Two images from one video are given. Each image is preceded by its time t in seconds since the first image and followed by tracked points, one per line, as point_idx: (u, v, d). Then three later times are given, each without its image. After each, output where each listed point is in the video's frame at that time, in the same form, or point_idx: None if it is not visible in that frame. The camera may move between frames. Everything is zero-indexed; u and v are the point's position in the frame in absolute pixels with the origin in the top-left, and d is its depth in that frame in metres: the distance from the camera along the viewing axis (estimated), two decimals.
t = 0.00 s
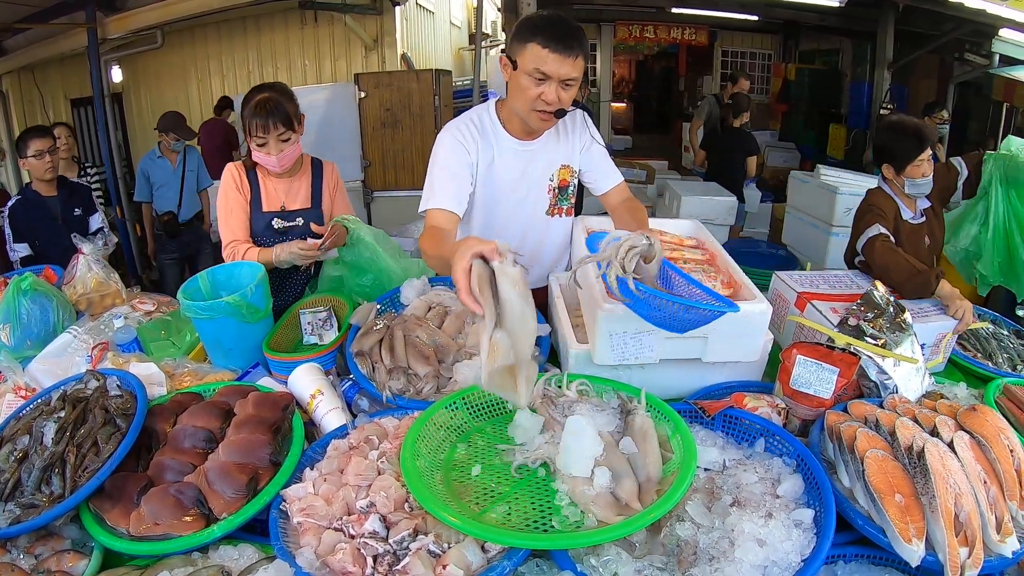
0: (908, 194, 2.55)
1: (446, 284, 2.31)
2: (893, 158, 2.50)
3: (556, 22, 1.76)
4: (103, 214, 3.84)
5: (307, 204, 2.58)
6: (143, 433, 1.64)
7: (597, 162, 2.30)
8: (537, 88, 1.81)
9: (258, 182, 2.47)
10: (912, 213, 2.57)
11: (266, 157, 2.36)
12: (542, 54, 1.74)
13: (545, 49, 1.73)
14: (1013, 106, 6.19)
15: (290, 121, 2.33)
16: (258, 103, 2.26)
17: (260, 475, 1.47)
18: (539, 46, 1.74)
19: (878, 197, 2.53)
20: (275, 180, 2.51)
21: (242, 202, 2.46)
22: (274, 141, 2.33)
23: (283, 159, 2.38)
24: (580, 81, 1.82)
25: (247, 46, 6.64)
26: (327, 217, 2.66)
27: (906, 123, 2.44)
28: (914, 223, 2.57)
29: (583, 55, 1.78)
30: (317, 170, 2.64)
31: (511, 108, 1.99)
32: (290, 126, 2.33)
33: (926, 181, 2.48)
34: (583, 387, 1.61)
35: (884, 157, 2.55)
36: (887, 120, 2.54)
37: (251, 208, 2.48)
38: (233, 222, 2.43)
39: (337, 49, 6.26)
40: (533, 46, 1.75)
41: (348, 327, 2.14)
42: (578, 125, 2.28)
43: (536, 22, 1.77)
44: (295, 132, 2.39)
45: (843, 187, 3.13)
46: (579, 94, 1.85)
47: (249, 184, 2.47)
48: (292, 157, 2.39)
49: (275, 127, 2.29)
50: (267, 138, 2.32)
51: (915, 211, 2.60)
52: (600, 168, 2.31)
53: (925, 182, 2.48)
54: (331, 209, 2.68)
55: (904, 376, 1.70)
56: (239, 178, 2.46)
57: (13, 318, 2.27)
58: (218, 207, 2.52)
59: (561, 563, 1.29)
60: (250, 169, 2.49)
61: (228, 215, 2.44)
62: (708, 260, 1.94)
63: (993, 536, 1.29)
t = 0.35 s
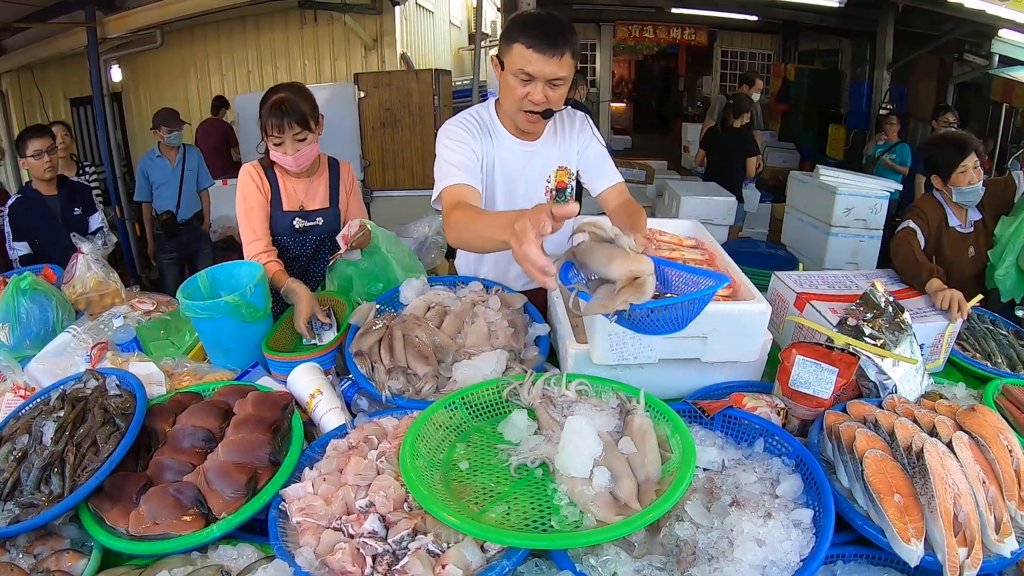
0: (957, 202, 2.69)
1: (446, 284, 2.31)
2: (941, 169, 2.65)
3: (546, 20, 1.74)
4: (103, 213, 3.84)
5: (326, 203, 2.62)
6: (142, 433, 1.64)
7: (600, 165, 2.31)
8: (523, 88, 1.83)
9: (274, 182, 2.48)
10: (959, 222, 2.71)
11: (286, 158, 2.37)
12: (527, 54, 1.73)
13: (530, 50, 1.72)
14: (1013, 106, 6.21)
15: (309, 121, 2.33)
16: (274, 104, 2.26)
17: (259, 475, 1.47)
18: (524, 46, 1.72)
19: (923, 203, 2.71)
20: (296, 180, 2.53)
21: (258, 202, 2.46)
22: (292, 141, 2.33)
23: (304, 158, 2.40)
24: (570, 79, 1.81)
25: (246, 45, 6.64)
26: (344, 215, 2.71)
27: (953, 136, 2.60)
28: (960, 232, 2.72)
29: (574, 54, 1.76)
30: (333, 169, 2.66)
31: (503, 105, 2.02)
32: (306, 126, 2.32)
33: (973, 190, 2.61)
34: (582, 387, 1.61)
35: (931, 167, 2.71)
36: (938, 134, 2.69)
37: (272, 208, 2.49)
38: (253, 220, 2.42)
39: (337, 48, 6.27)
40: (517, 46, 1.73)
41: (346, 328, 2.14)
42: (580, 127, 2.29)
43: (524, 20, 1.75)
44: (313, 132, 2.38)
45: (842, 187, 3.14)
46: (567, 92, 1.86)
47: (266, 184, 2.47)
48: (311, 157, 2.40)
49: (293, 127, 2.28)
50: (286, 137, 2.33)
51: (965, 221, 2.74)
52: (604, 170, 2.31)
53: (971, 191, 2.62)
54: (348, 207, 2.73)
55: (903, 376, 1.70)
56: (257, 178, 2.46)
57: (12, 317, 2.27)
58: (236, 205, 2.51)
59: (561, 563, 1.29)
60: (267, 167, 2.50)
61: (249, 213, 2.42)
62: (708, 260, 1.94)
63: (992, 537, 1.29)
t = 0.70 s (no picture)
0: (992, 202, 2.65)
1: (445, 284, 2.31)
2: (976, 166, 2.65)
3: (583, 40, 1.69)
4: (102, 212, 3.83)
5: (326, 204, 2.60)
6: (140, 432, 1.64)
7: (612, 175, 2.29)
8: (562, 110, 1.74)
9: (272, 182, 2.52)
10: (990, 223, 2.67)
11: (282, 159, 2.37)
12: (570, 77, 1.68)
13: (571, 72, 1.67)
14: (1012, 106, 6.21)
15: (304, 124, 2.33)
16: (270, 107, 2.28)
17: (258, 475, 1.47)
18: (565, 66, 1.67)
19: (956, 200, 2.68)
20: (295, 182, 2.54)
21: (256, 202, 2.51)
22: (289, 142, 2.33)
23: (301, 159, 2.40)
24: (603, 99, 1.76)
25: (246, 45, 6.64)
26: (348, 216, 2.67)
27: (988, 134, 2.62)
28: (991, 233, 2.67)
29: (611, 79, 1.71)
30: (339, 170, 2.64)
31: (526, 122, 1.94)
32: (302, 128, 2.32)
33: (1007, 187, 2.57)
34: (581, 387, 1.61)
35: (966, 166, 2.71)
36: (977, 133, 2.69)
37: (268, 209, 2.53)
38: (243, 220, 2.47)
39: (337, 48, 6.27)
40: (558, 67, 1.68)
41: (344, 328, 2.14)
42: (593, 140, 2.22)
43: (562, 40, 1.69)
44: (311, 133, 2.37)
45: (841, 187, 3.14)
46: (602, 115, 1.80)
47: (265, 184, 2.52)
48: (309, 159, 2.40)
49: (289, 129, 2.29)
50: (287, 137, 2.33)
51: (997, 224, 2.68)
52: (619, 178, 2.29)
53: (1006, 189, 2.57)
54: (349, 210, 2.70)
55: (902, 377, 1.70)
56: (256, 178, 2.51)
57: (12, 317, 2.27)
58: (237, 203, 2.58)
59: (560, 563, 1.29)
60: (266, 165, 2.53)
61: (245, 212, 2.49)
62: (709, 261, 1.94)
63: (992, 538, 1.29)
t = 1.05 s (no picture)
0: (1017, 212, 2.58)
1: (445, 284, 2.31)
2: (1005, 170, 2.57)
3: (614, 44, 1.71)
4: (101, 212, 3.82)
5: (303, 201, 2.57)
6: (140, 432, 1.63)
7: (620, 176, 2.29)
8: (591, 111, 1.73)
9: (257, 177, 2.59)
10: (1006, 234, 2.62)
11: (258, 153, 2.40)
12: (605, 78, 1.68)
13: (609, 74, 1.68)
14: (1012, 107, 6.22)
15: (276, 120, 2.33)
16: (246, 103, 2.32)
17: (258, 475, 1.47)
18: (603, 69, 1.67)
19: (973, 203, 2.66)
20: (275, 178, 2.57)
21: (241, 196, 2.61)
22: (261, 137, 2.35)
23: (274, 154, 2.41)
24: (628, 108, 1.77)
25: (246, 45, 6.64)
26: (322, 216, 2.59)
27: (1008, 136, 2.51)
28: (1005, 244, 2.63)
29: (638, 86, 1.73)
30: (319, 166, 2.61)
31: (548, 123, 1.91)
32: (273, 124, 2.33)
33: None
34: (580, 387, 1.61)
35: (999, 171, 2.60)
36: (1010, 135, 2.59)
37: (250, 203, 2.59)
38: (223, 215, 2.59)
39: (337, 48, 6.26)
40: (595, 68, 1.68)
41: (343, 328, 2.14)
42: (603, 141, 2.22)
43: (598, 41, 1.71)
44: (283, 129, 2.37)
45: (841, 187, 3.14)
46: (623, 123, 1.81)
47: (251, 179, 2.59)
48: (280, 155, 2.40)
49: (259, 124, 2.31)
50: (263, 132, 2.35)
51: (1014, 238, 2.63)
52: (625, 179, 2.29)
53: None
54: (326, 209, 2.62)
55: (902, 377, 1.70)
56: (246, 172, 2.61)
57: (11, 317, 2.27)
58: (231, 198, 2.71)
59: (559, 564, 1.29)
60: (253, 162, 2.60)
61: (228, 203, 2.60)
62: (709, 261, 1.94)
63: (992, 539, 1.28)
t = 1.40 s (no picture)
0: None
1: (444, 285, 2.31)
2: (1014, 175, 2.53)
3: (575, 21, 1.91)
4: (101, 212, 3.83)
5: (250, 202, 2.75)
6: (139, 432, 1.63)
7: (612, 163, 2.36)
8: (551, 73, 1.95)
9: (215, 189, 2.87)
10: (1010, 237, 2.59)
11: (202, 157, 2.71)
12: (559, 43, 1.89)
13: (563, 40, 1.88)
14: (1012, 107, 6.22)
15: (199, 127, 2.63)
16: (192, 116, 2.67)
17: (257, 475, 1.47)
18: (558, 35, 1.88)
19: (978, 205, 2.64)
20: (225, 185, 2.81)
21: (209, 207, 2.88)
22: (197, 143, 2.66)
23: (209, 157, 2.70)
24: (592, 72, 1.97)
25: (246, 45, 6.63)
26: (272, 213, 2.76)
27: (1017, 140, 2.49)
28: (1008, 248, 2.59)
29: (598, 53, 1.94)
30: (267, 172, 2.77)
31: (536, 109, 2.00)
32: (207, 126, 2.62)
33: None
34: (580, 388, 1.61)
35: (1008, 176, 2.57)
36: None
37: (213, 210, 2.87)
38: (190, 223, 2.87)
39: (336, 48, 6.25)
40: (550, 36, 1.89)
41: (343, 328, 2.14)
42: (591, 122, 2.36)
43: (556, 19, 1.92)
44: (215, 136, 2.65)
45: (841, 188, 3.14)
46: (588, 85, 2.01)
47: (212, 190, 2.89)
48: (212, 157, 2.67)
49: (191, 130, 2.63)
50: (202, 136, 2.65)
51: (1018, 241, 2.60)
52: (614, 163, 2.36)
53: None
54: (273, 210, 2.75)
55: (902, 377, 1.70)
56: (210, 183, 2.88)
57: (11, 317, 2.27)
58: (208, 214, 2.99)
59: (559, 564, 1.29)
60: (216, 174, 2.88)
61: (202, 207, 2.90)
62: (707, 261, 1.94)
63: (991, 540, 1.28)
